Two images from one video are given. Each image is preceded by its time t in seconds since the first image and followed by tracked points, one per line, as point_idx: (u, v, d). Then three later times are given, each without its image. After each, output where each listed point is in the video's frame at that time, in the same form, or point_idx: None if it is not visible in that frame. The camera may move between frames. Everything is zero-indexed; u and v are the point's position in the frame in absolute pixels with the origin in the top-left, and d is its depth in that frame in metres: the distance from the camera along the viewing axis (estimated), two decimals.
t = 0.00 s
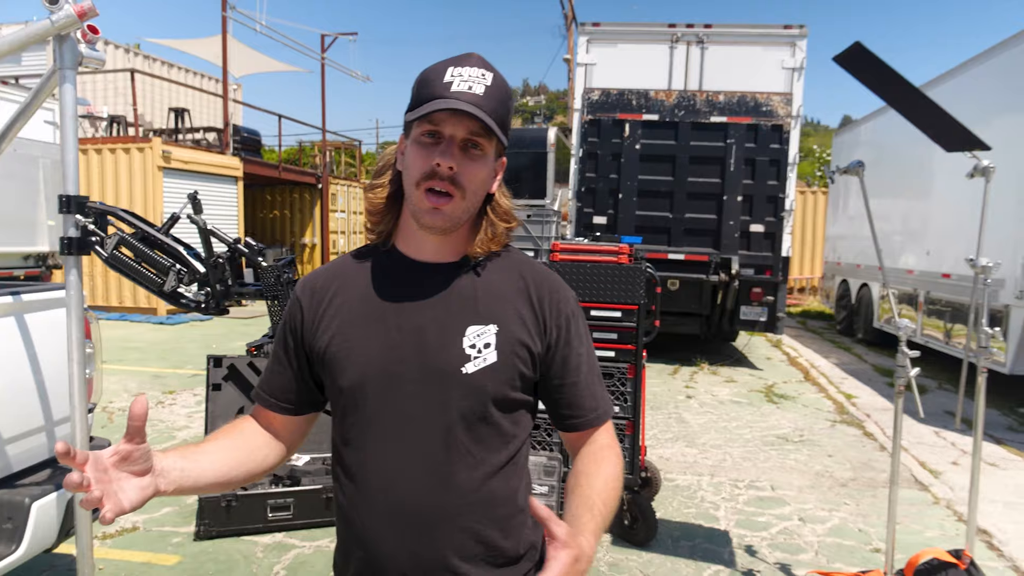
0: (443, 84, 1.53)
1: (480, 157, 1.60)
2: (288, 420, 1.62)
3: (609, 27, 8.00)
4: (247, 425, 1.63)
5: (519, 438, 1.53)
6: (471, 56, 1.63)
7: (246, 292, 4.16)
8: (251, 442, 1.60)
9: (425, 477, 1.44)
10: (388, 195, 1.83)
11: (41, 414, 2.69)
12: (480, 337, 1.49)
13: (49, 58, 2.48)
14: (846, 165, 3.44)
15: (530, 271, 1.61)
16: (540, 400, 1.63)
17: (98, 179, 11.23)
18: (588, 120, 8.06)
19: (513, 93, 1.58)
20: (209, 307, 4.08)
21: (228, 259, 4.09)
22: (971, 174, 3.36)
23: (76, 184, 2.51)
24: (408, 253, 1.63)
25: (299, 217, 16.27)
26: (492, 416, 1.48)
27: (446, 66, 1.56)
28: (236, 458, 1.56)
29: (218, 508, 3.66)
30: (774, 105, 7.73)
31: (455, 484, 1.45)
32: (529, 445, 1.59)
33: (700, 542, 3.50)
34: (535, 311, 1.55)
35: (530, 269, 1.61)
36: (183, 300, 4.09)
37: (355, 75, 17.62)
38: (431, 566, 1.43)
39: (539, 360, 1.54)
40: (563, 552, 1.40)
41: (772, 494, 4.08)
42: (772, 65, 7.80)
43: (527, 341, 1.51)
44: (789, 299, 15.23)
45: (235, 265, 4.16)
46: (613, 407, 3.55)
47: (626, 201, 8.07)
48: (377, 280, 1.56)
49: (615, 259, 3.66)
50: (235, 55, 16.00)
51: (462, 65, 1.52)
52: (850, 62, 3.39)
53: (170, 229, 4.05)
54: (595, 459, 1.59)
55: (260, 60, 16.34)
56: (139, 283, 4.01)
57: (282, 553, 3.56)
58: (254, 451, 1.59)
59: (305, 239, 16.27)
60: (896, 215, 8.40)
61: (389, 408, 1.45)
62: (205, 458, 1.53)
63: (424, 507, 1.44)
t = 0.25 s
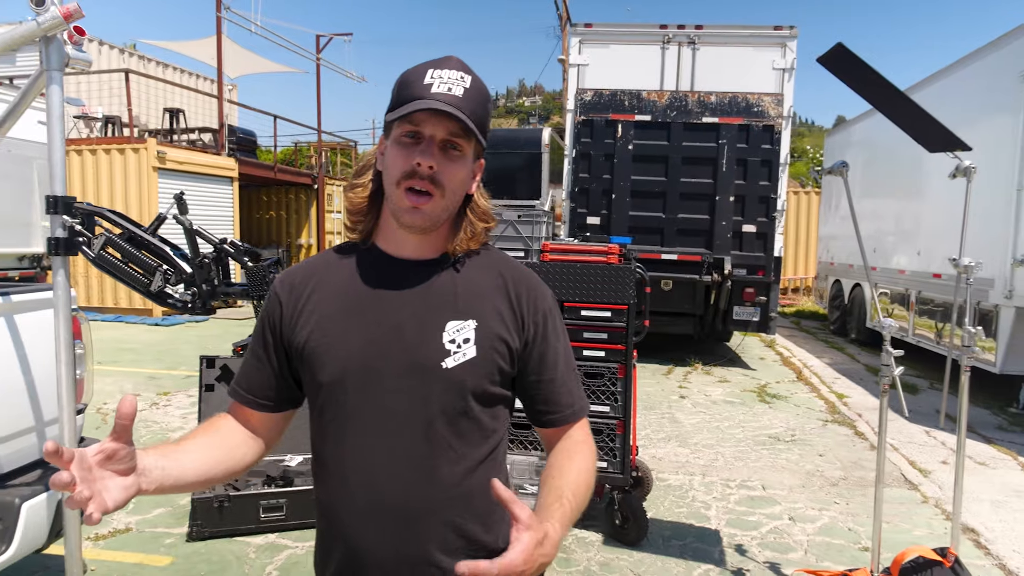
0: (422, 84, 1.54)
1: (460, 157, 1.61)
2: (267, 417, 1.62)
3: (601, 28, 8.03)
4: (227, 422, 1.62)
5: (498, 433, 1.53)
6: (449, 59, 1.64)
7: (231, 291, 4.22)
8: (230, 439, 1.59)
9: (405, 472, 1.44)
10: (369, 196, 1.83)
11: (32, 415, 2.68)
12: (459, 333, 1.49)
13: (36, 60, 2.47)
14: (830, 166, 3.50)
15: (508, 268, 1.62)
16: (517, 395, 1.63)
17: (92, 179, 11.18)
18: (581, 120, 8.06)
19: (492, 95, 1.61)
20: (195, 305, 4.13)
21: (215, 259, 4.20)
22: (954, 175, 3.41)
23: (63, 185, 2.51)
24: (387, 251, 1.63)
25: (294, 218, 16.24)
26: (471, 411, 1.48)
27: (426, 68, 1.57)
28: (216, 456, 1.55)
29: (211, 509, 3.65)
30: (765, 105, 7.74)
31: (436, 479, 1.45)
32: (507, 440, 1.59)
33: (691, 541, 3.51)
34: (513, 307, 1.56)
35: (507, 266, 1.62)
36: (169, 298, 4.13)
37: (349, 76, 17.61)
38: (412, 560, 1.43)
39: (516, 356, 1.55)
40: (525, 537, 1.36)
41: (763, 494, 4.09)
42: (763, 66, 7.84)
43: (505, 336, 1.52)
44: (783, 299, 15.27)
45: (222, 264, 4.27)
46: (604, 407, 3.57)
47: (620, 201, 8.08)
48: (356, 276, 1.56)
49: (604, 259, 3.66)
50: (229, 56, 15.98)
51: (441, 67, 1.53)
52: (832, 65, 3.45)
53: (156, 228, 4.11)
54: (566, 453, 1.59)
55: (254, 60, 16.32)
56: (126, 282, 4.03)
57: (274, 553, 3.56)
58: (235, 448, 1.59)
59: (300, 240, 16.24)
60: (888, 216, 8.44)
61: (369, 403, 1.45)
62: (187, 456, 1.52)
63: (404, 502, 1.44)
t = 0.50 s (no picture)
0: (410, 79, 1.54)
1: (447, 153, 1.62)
2: (256, 416, 1.62)
3: (597, 29, 8.02)
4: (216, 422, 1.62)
5: (486, 428, 1.54)
6: (435, 54, 1.65)
7: (224, 290, 4.28)
8: (219, 440, 1.58)
9: (394, 468, 1.44)
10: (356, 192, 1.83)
11: (28, 415, 2.68)
12: (449, 329, 1.50)
13: (30, 60, 2.47)
14: (822, 165, 3.52)
15: (496, 265, 1.63)
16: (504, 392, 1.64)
17: (90, 181, 11.18)
18: (578, 121, 8.06)
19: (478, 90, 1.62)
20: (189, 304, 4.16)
21: (208, 258, 4.26)
22: (944, 173, 3.36)
23: (57, 184, 2.51)
24: (375, 247, 1.63)
25: (293, 219, 16.25)
26: (461, 407, 1.48)
27: (413, 63, 1.58)
28: (206, 457, 1.55)
29: (206, 509, 3.64)
30: (762, 105, 7.76)
31: (425, 475, 1.45)
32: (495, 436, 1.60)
33: (686, 541, 3.51)
34: (501, 303, 1.57)
35: (495, 263, 1.63)
36: (162, 298, 4.17)
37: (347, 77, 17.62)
38: (402, 556, 1.43)
39: (505, 353, 1.56)
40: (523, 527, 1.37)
41: (758, 493, 4.09)
42: (759, 66, 7.85)
43: (494, 332, 1.53)
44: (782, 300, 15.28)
45: (214, 262, 4.34)
46: (599, 406, 3.57)
47: (617, 202, 8.09)
48: (345, 273, 1.56)
49: (599, 259, 3.67)
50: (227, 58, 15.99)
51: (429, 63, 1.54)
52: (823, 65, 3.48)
53: (148, 228, 4.14)
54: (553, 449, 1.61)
55: (252, 62, 16.34)
56: (119, 281, 4.05)
57: (270, 553, 3.55)
58: (225, 449, 1.59)
59: (299, 241, 16.23)
60: (885, 216, 8.45)
61: (358, 400, 1.45)
62: (177, 458, 1.52)
63: (393, 498, 1.44)
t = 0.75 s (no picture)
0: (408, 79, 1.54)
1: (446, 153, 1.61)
2: (255, 418, 1.62)
3: (597, 29, 8.01)
4: (215, 424, 1.61)
5: (484, 428, 1.54)
6: (433, 54, 1.65)
7: (224, 289, 4.28)
8: (219, 442, 1.58)
9: (393, 468, 1.45)
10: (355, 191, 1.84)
11: (29, 414, 2.68)
12: (448, 330, 1.50)
13: (31, 61, 2.48)
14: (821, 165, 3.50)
15: (495, 266, 1.63)
16: (502, 393, 1.64)
17: (91, 182, 11.19)
18: (578, 122, 8.07)
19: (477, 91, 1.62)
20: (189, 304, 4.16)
21: (208, 258, 4.26)
22: (944, 173, 3.34)
23: (58, 184, 2.51)
24: (373, 247, 1.63)
25: (294, 219, 16.26)
26: (460, 407, 1.49)
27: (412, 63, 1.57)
28: (208, 460, 1.55)
29: (207, 509, 3.64)
30: (762, 106, 7.77)
31: (424, 475, 1.45)
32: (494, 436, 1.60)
33: (686, 541, 3.51)
34: (500, 304, 1.57)
35: (494, 264, 1.64)
36: (162, 298, 4.19)
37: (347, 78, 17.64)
38: (400, 556, 1.44)
39: (504, 353, 1.56)
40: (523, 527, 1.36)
41: (758, 493, 4.09)
42: (759, 67, 7.86)
43: (493, 333, 1.53)
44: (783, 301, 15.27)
45: (214, 262, 4.34)
46: (599, 406, 3.57)
47: (617, 202, 8.08)
48: (343, 274, 1.56)
49: (599, 259, 3.68)
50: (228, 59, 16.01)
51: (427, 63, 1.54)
52: (823, 65, 3.50)
53: (149, 228, 4.14)
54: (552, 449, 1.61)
55: (253, 63, 16.36)
56: (119, 281, 4.06)
57: (270, 553, 3.55)
58: (226, 451, 1.59)
59: (300, 242, 16.24)
60: (886, 216, 8.45)
61: (358, 400, 1.45)
62: (180, 462, 1.51)
63: (391, 497, 1.44)
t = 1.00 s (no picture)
0: (418, 82, 1.54)
1: (455, 155, 1.62)
2: (264, 416, 1.63)
3: (601, 30, 8.05)
4: (224, 422, 1.62)
5: (491, 429, 1.55)
6: (444, 56, 1.65)
7: (229, 290, 4.30)
8: (229, 440, 1.59)
9: (400, 468, 1.45)
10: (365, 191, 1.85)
11: (35, 413, 2.70)
12: (456, 331, 1.51)
13: (38, 62, 2.48)
14: (826, 165, 3.54)
15: (502, 267, 1.64)
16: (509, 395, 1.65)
17: (96, 182, 11.23)
18: (582, 122, 8.06)
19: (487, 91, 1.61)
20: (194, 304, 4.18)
21: (214, 258, 4.28)
22: (949, 174, 3.35)
23: (64, 185, 2.50)
24: (382, 248, 1.64)
25: (297, 219, 16.29)
26: (467, 408, 1.49)
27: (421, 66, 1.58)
28: (219, 458, 1.56)
29: (211, 508, 3.66)
30: (766, 106, 7.75)
31: (430, 475, 1.46)
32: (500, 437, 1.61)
33: (688, 541, 3.51)
34: (508, 305, 1.58)
35: (501, 265, 1.64)
36: (168, 297, 4.20)
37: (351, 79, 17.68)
38: (406, 556, 1.44)
39: (511, 355, 1.57)
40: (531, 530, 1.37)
41: (761, 494, 4.09)
42: (763, 67, 7.86)
43: (501, 334, 1.54)
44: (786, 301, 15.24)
45: (219, 262, 4.36)
46: (602, 406, 3.58)
47: (620, 202, 8.08)
48: (351, 274, 1.57)
49: (602, 259, 3.67)
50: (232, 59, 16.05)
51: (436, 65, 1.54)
52: (827, 66, 3.50)
53: (156, 230, 4.16)
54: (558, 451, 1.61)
55: (257, 63, 16.41)
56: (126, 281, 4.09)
57: (274, 551, 3.56)
58: (236, 449, 1.60)
59: (303, 242, 16.27)
60: (890, 216, 8.43)
61: (366, 400, 1.46)
62: (192, 460, 1.52)
63: (397, 497, 1.45)
